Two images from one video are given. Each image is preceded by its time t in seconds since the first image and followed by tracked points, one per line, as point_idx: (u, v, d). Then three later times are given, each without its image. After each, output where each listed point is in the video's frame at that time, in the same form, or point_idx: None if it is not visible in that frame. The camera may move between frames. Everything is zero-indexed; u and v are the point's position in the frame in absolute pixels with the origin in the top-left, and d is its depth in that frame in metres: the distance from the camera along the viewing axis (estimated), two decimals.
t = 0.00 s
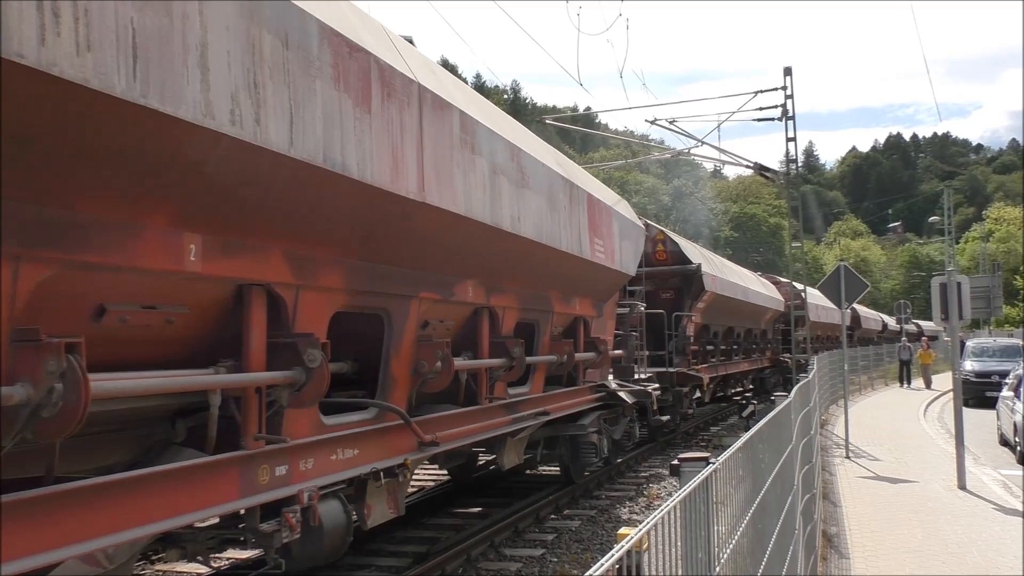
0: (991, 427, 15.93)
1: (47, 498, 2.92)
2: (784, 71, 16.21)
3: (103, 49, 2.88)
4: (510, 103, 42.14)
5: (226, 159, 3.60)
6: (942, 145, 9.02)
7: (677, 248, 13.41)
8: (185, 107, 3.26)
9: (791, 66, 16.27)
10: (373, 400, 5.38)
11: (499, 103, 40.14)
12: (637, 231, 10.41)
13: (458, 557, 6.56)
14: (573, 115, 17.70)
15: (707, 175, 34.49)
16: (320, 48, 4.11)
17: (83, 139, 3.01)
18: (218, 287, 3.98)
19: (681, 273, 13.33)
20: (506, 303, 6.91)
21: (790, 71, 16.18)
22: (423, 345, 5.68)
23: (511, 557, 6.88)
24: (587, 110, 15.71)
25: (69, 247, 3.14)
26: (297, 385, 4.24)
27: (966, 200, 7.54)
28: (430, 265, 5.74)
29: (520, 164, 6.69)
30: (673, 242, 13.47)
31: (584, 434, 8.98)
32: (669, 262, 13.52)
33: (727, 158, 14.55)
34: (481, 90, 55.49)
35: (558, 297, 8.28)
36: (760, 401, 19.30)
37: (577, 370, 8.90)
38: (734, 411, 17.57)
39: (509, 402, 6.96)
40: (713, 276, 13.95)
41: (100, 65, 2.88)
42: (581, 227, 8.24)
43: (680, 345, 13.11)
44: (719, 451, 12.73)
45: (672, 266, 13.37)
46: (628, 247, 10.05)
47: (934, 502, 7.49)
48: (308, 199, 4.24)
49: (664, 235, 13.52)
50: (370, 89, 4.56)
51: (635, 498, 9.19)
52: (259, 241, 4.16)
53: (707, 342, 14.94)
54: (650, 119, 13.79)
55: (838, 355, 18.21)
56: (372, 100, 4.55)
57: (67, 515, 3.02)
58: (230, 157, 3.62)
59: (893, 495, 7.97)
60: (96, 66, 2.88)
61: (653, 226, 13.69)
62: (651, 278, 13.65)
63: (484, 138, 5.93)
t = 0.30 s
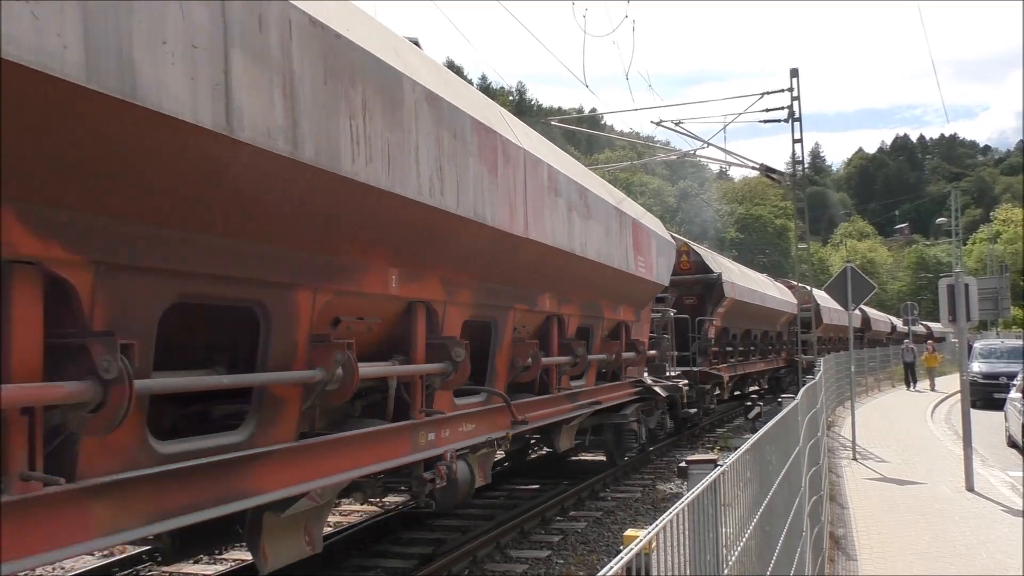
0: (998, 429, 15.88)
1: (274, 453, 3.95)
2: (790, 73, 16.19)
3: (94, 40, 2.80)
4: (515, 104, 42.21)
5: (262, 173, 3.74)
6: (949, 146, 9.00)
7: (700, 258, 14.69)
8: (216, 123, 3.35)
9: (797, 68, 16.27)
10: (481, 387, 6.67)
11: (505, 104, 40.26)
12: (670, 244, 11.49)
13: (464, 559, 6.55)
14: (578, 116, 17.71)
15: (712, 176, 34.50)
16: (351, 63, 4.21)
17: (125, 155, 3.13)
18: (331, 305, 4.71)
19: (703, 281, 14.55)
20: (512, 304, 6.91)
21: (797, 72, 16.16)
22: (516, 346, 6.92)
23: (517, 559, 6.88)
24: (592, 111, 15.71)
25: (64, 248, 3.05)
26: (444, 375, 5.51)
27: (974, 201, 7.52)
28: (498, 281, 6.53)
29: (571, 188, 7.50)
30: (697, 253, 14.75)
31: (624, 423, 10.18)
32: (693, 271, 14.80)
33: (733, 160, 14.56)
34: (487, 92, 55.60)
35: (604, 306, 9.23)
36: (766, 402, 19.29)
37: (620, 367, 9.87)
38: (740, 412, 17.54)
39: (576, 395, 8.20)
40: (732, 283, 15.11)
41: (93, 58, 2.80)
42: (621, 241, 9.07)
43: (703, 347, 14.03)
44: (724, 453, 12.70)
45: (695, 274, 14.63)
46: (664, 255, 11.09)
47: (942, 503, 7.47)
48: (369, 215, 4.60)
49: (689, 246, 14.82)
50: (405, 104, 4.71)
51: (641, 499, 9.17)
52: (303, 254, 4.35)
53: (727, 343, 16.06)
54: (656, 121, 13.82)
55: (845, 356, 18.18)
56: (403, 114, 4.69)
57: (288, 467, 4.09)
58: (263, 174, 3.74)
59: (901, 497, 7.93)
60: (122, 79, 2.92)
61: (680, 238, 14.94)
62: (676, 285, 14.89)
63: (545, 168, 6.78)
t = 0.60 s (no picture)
0: (999, 430, 15.87)
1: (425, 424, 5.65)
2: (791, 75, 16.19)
3: (30, 22, 2.79)
4: (515, 105, 42.15)
5: (353, 203, 4.67)
6: (951, 148, 9.00)
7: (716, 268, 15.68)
8: (328, 160, 4.31)
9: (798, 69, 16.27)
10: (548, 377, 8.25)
11: (506, 105, 40.34)
12: (688, 257, 12.73)
13: (465, 560, 6.55)
14: (579, 118, 17.76)
15: (714, 178, 34.49)
16: (406, 96, 5.03)
17: (296, 205, 4.29)
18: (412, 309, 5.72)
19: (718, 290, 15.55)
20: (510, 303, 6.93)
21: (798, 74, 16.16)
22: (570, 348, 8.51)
23: (518, 560, 6.88)
24: (594, 112, 15.73)
25: (137, 260, 3.52)
26: (527, 368, 7.21)
27: (974, 203, 7.51)
28: (548, 290, 7.76)
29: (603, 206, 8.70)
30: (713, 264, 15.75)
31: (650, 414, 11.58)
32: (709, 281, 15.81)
33: (734, 162, 14.59)
34: (488, 93, 55.56)
35: (635, 311, 10.54)
36: (767, 403, 19.30)
37: (647, 364, 11.17)
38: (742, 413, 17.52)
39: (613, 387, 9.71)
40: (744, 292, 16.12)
41: (37, 43, 2.81)
42: (644, 252, 10.23)
43: (719, 348, 15.36)
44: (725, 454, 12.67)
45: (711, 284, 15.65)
46: (683, 265, 12.29)
47: (943, 505, 7.46)
48: (445, 233, 5.65)
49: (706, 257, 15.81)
50: (463, 135, 5.74)
51: (642, 501, 9.17)
52: (387, 265, 5.36)
53: (740, 345, 17.22)
54: (657, 123, 13.82)
55: (846, 357, 18.17)
56: (458, 142, 5.66)
57: (404, 438, 5.36)
58: (360, 203, 4.72)
59: (902, 498, 7.93)
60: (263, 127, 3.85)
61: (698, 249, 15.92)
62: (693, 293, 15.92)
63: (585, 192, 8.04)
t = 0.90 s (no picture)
0: (997, 433, 15.88)
1: (513, 408, 6.85)
2: (790, 77, 16.23)
3: (334, 139, 4.21)
4: (514, 106, 42.23)
5: (484, 248, 5.99)
6: (949, 151, 9.01)
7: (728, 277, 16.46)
8: (469, 217, 5.63)
9: (797, 72, 16.31)
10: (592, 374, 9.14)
11: (505, 108, 40.39)
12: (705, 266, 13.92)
13: (462, 562, 6.54)
14: (578, 120, 17.80)
15: (712, 180, 34.55)
16: (512, 156, 6.37)
17: (449, 252, 5.63)
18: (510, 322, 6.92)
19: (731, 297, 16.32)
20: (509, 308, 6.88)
21: (796, 77, 16.20)
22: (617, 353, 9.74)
23: (516, 563, 6.87)
24: (592, 114, 15.76)
25: (350, 289, 4.75)
26: (581, 366, 8.21)
27: (973, 205, 7.52)
28: (600, 307, 8.99)
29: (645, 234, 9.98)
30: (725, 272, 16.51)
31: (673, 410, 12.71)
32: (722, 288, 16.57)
33: (733, 163, 14.62)
34: (486, 95, 55.75)
35: (663, 318, 11.65)
36: (765, 405, 19.31)
37: (670, 366, 12.17)
38: (739, 415, 17.51)
39: (646, 386, 10.95)
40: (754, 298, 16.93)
41: (337, 157, 4.23)
42: (674, 272, 11.50)
43: (731, 349, 16.16)
44: (723, 456, 12.67)
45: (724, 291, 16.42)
46: (704, 276, 13.55)
47: (941, 508, 7.46)
48: (537, 264, 6.93)
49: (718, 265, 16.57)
50: (546, 186, 7.03)
51: (640, 503, 9.18)
52: (495, 292, 6.61)
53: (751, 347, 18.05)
54: (655, 125, 13.88)
55: (844, 359, 18.18)
56: (543, 186, 6.96)
57: (485, 422, 6.44)
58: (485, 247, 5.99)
59: (901, 501, 7.93)
60: (434, 196, 5.18)
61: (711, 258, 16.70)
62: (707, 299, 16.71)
63: (631, 222, 9.21)
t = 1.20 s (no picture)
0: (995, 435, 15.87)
1: (568, 398, 8.24)
2: (789, 79, 16.24)
3: (470, 198, 5.91)
4: (514, 107, 42.31)
5: (556, 272, 7.66)
6: (948, 153, 9.00)
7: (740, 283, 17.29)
8: (548, 250, 7.34)
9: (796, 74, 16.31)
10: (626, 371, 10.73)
11: (504, 108, 40.46)
12: (717, 276, 15.49)
13: (461, 563, 6.53)
14: (577, 121, 17.83)
15: (712, 181, 34.57)
16: (574, 199, 8.07)
17: (534, 276, 7.32)
18: (569, 328, 8.50)
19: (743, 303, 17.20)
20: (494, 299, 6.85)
21: (795, 78, 16.21)
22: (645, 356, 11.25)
23: (514, 564, 6.87)
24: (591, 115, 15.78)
25: (466, 303, 6.38)
26: (620, 363, 9.76)
27: (971, 208, 7.51)
28: (635, 315, 10.46)
29: (671, 252, 11.60)
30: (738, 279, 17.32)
31: (690, 405, 14.07)
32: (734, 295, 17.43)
33: (732, 165, 14.65)
34: (485, 96, 55.87)
35: (685, 323, 13.28)
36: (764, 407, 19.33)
37: (689, 366, 13.57)
38: (738, 416, 17.52)
39: (668, 383, 12.32)
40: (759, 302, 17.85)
41: (473, 211, 5.91)
42: (694, 285, 13.13)
43: (741, 351, 17.12)
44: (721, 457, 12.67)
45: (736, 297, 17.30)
46: (715, 286, 15.12)
47: (939, 509, 7.46)
48: (593, 282, 8.60)
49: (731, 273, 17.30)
50: (597, 220, 8.73)
51: (639, 504, 9.18)
52: (557, 302, 8.06)
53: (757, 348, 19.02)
54: (654, 127, 13.91)
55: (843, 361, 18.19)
56: (595, 220, 8.65)
57: (552, 408, 7.96)
58: (557, 272, 7.67)
59: (899, 502, 7.93)
60: (525, 235, 6.88)
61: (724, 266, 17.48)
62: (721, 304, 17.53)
63: (660, 241, 10.81)
